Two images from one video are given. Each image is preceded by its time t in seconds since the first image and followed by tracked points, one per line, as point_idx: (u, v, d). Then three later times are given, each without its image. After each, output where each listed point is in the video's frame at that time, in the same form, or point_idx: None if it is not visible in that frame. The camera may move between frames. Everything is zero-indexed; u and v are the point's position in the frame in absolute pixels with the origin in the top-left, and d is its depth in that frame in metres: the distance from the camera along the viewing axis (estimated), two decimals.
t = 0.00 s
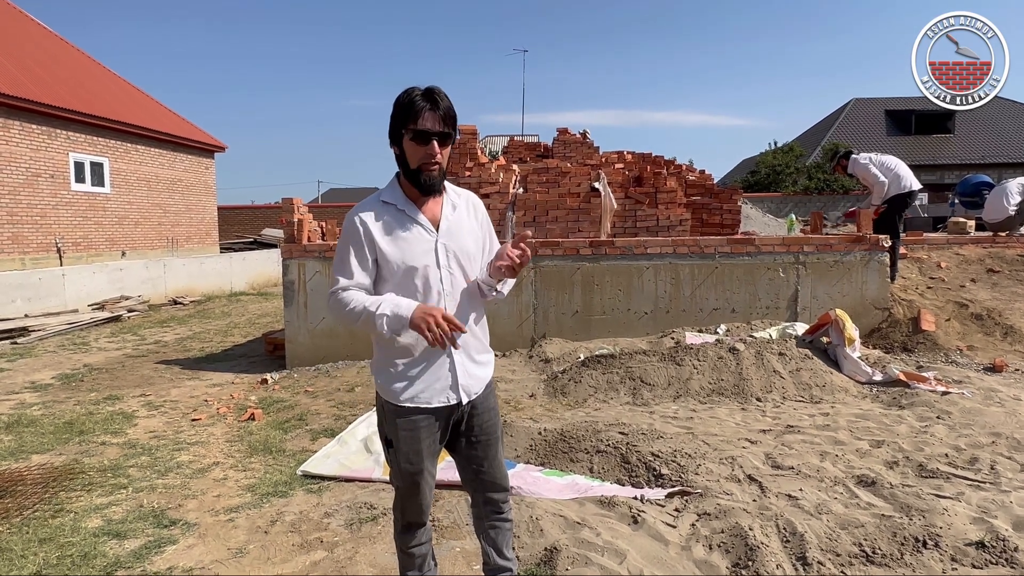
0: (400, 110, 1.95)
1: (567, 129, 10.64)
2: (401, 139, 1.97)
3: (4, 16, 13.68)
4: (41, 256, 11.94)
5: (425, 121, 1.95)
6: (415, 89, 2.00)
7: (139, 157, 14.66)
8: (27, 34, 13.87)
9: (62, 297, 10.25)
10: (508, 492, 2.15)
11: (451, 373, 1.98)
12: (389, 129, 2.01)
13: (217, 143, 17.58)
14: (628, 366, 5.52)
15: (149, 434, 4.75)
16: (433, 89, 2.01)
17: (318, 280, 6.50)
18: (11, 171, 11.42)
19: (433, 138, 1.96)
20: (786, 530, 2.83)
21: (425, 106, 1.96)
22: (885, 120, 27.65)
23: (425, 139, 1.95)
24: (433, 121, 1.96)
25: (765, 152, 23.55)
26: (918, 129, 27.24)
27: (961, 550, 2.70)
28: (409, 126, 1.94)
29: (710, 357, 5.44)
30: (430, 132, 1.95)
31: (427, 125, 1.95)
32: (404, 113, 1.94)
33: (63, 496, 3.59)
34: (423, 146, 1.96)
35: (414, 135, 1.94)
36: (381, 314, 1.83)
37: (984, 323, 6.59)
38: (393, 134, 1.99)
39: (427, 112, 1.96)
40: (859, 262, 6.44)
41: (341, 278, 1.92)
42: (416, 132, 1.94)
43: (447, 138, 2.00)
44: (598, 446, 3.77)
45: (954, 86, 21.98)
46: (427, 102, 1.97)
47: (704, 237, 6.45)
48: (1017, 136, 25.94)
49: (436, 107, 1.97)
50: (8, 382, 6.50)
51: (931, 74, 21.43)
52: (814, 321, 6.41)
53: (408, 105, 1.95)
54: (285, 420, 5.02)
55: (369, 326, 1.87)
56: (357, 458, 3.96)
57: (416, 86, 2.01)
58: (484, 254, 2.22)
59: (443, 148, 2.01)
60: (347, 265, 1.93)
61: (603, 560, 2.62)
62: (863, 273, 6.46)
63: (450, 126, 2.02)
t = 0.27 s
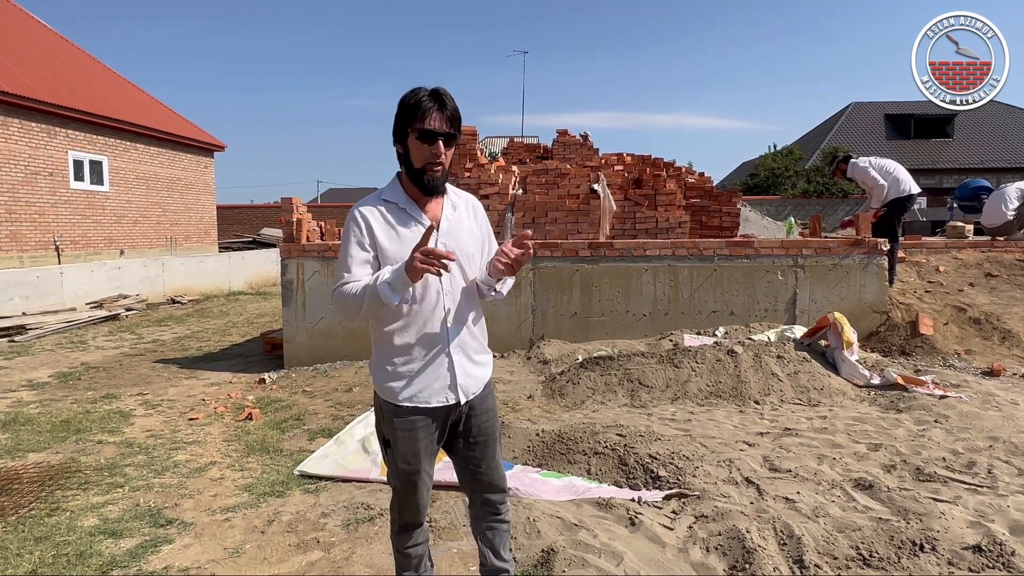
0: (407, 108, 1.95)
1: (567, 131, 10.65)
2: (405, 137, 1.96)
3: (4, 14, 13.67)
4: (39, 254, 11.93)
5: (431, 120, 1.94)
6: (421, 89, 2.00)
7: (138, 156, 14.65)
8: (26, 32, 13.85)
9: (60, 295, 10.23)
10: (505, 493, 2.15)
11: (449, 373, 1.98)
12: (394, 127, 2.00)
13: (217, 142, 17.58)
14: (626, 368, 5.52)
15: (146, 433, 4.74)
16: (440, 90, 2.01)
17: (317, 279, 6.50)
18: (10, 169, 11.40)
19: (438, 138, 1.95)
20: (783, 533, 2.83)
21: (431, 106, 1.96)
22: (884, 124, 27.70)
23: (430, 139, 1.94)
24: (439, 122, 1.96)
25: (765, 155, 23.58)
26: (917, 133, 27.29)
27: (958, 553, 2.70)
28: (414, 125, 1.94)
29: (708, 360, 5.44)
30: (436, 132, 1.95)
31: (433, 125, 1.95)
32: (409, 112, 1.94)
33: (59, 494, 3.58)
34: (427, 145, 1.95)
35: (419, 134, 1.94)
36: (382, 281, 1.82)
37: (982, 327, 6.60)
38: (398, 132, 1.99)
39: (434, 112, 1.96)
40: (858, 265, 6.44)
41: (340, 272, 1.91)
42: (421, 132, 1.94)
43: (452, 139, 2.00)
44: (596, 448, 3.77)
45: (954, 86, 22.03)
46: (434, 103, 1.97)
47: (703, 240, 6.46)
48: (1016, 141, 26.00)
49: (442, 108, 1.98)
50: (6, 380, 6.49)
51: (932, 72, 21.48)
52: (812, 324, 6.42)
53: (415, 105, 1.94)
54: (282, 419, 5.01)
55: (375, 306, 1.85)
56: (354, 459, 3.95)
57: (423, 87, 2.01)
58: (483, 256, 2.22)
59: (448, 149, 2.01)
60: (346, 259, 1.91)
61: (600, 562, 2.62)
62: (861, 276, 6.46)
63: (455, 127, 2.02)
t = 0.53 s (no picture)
0: (411, 109, 1.95)
1: (565, 133, 10.67)
2: (408, 138, 1.96)
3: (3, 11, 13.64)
4: (36, 253, 11.90)
5: (434, 123, 1.95)
6: (425, 90, 2.01)
7: (136, 155, 14.63)
8: (25, 29, 13.82)
9: (56, 293, 10.20)
10: (501, 494, 2.15)
11: (447, 373, 1.98)
12: (397, 128, 2.00)
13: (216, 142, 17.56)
14: (623, 370, 5.53)
15: (142, 433, 4.73)
16: (443, 93, 2.02)
17: (315, 280, 6.49)
18: (8, 167, 11.37)
19: (441, 141, 1.96)
20: (777, 537, 2.83)
21: (434, 107, 1.97)
22: (882, 128, 27.79)
23: (433, 141, 1.95)
24: (442, 124, 1.97)
25: (763, 158, 23.63)
26: (915, 137, 27.38)
27: (952, 557, 2.71)
28: (418, 127, 1.94)
29: (704, 362, 5.45)
30: (440, 135, 1.96)
31: (437, 128, 1.96)
32: (413, 113, 1.95)
33: (54, 493, 3.57)
34: (430, 147, 1.95)
35: (422, 136, 1.94)
36: (412, 286, 1.82)
37: (978, 332, 6.61)
38: (401, 133, 1.99)
39: (437, 114, 1.97)
40: (855, 269, 6.46)
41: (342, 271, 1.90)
42: (425, 134, 1.94)
43: (455, 142, 2.01)
44: (592, 450, 3.77)
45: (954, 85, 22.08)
46: (437, 106, 1.98)
47: (700, 243, 6.47)
48: (1013, 146, 26.11)
49: (446, 111, 1.98)
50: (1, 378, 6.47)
51: (931, 72, 21.50)
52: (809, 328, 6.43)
53: (419, 106, 1.95)
54: (278, 420, 5.00)
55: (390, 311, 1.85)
56: (350, 459, 3.94)
57: (427, 89, 2.01)
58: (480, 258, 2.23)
59: (451, 151, 2.01)
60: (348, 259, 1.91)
61: (595, 564, 2.62)
62: (858, 280, 6.48)
63: (458, 130, 2.03)
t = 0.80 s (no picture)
0: (411, 112, 1.96)
1: (564, 135, 10.70)
2: (408, 140, 1.97)
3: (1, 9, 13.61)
4: (33, 252, 11.87)
5: (434, 125, 1.96)
6: (424, 93, 2.01)
7: (134, 154, 14.61)
8: (23, 27, 13.79)
9: (53, 293, 10.18)
10: (498, 497, 2.15)
11: (446, 376, 1.98)
12: (397, 130, 2.01)
13: (214, 141, 17.55)
14: (620, 373, 5.53)
15: (139, 433, 4.72)
16: (443, 95, 2.03)
17: (312, 280, 6.49)
18: (5, 166, 11.34)
19: (442, 143, 1.96)
20: (774, 540, 2.84)
21: (434, 110, 1.97)
22: (879, 132, 27.86)
23: (433, 143, 1.95)
24: (442, 127, 1.97)
25: (761, 162, 23.68)
26: (912, 141, 27.47)
27: (947, 561, 2.72)
28: (418, 130, 1.95)
29: (702, 365, 5.46)
30: (440, 137, 1.96)
31: (437, 130, 1.96)
32: (413, 115, 1.95)
33: (49, 493, 3.56)
34: (430, 149, 1.96)
35: (422, 138, 1.94)
36: (414, 301, 1.86)
37: (974, 336, 6.63)
38: (401, 135, 1.99)
39: (437, 117, 1.98)
40: (852, 273, 6.48)
41: (342, 274, 1.91)
42: (425, 136, 1.95)
43: (455, 144, 2.01)
44: (589, 452, 3.78)
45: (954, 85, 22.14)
46: (437, 108, 1.99)
47: (698, 245, 6.48)
48: (1010, 151, 26.21)
49: (446, 113, 1.99)
50: None
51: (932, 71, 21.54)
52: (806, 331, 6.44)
53: (418, 109, 1.96)
54: (276, 420, 5.00)
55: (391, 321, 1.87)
56: (347, 460, 3.94)
57: (426, 91, 2.02)
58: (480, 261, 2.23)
59: (451, 153, 2.02)
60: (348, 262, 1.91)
61: (592, 567, 2.62)
62: (855, 284, 6.50)
63: (457, 132, 2.04)
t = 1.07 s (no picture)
0: (406, 110, 1.96)
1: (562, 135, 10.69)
2: (404, 139, 1.97)
3: None
4: (30, 250, 11.84)
5: (431, 124, 1.96)
6: (418, 92, 2.01)
7: (132, 153, 14.58)
8: (20, 25, 13.74)
9: (50, 292, 10.15)
10: (496, 496, 2.15)
11: (442, 375, 1.98)
12: (392, 129, 2.01)
13: (212, 140, 17.53)
14: (618, 372, 5.54)
15: (136, 432, 4.71)
16: (438, 93, 2.03)
17: (310, 279, 6.48)
18: (2, 164, 11.31)
19: (438, 141, 1.96)
20: (771, 539, 2.84)
21: (428, 109, 1.97)
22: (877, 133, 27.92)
23: (429, 142, 1.95)
24: (438, 125, 1.97)
25: (759, 162, 23.71)
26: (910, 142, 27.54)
27: (943, 560, 2.72)
28: (414, 128, 1.95)
29: (700, 364, 5.47)
30: (436, 135, 1.96)
31: (433, 128, 1.96)
32: (409, 114, 1.95)
33: (46, 493, 3.55)
34: (427, 148, 1.96)
35: (418, 136, 1.94)
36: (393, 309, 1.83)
37: (971, 336, 6.65)
38: (396, 134, 1.99)
39: (433, 115, 1.98)
40: (849, 273, 6.49)
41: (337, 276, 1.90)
42: (421, 134, 1.94)
43: (451, 142, 2.01)
44: (587, 452, 3.78)
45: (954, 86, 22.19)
46: (433, 106, 1.99)
47: (696, 245, 6.49)
48: (1008, 152, 26.28)
49: (441, 111, 1.99)
50: None
51: (932, 71, 21.56)
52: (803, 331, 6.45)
53: (414, 107, 1.95)
54: (273, 420, 4.99)
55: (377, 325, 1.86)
56: (344, 460, 3.94)
57: (422, 89, 2.02)
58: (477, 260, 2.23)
59: (447, 151, 2.02)
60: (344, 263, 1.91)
61: (589, 566, 2.63)
62: (853, 284, 6.51)
63: (453, 130, 2.04)
